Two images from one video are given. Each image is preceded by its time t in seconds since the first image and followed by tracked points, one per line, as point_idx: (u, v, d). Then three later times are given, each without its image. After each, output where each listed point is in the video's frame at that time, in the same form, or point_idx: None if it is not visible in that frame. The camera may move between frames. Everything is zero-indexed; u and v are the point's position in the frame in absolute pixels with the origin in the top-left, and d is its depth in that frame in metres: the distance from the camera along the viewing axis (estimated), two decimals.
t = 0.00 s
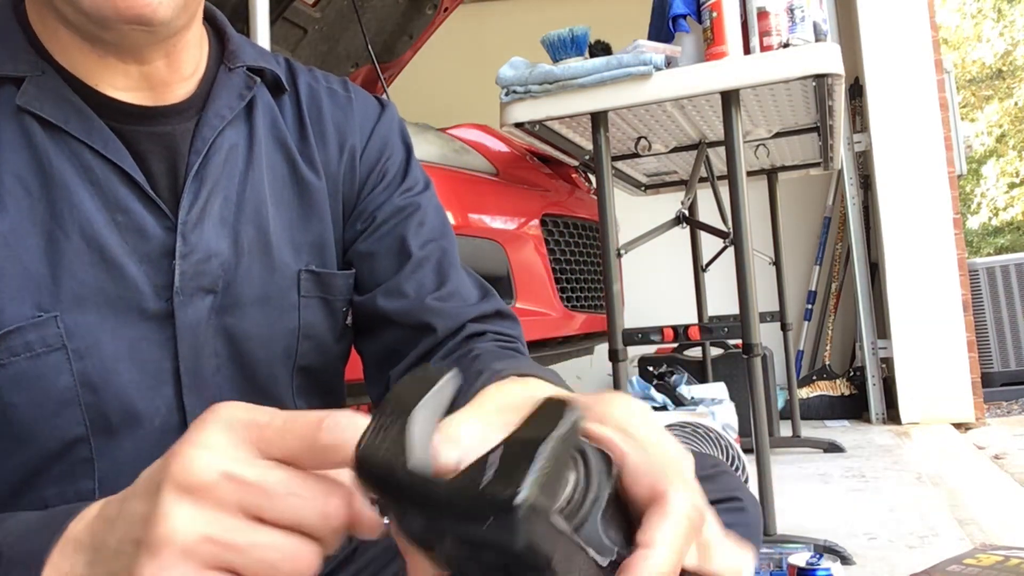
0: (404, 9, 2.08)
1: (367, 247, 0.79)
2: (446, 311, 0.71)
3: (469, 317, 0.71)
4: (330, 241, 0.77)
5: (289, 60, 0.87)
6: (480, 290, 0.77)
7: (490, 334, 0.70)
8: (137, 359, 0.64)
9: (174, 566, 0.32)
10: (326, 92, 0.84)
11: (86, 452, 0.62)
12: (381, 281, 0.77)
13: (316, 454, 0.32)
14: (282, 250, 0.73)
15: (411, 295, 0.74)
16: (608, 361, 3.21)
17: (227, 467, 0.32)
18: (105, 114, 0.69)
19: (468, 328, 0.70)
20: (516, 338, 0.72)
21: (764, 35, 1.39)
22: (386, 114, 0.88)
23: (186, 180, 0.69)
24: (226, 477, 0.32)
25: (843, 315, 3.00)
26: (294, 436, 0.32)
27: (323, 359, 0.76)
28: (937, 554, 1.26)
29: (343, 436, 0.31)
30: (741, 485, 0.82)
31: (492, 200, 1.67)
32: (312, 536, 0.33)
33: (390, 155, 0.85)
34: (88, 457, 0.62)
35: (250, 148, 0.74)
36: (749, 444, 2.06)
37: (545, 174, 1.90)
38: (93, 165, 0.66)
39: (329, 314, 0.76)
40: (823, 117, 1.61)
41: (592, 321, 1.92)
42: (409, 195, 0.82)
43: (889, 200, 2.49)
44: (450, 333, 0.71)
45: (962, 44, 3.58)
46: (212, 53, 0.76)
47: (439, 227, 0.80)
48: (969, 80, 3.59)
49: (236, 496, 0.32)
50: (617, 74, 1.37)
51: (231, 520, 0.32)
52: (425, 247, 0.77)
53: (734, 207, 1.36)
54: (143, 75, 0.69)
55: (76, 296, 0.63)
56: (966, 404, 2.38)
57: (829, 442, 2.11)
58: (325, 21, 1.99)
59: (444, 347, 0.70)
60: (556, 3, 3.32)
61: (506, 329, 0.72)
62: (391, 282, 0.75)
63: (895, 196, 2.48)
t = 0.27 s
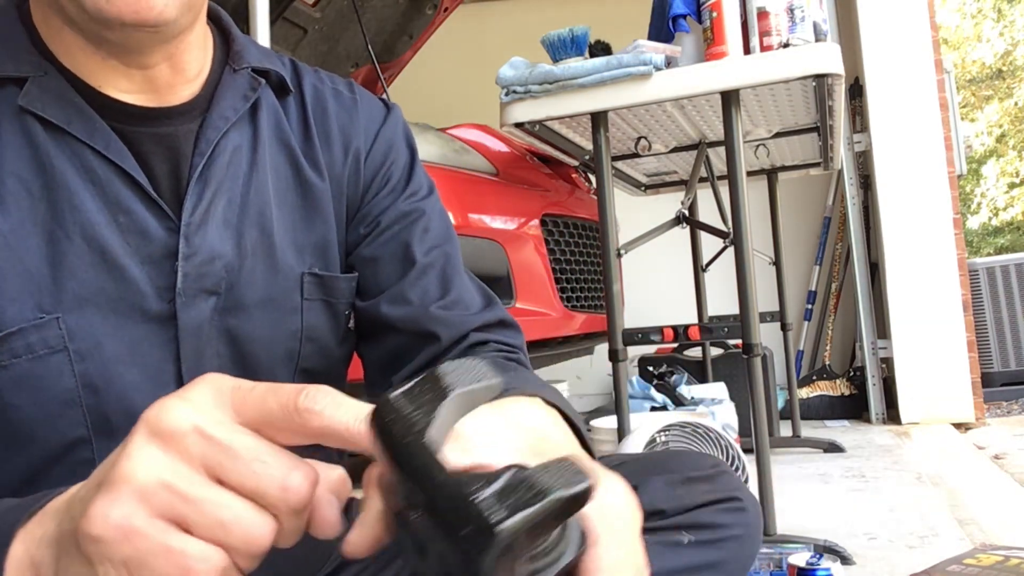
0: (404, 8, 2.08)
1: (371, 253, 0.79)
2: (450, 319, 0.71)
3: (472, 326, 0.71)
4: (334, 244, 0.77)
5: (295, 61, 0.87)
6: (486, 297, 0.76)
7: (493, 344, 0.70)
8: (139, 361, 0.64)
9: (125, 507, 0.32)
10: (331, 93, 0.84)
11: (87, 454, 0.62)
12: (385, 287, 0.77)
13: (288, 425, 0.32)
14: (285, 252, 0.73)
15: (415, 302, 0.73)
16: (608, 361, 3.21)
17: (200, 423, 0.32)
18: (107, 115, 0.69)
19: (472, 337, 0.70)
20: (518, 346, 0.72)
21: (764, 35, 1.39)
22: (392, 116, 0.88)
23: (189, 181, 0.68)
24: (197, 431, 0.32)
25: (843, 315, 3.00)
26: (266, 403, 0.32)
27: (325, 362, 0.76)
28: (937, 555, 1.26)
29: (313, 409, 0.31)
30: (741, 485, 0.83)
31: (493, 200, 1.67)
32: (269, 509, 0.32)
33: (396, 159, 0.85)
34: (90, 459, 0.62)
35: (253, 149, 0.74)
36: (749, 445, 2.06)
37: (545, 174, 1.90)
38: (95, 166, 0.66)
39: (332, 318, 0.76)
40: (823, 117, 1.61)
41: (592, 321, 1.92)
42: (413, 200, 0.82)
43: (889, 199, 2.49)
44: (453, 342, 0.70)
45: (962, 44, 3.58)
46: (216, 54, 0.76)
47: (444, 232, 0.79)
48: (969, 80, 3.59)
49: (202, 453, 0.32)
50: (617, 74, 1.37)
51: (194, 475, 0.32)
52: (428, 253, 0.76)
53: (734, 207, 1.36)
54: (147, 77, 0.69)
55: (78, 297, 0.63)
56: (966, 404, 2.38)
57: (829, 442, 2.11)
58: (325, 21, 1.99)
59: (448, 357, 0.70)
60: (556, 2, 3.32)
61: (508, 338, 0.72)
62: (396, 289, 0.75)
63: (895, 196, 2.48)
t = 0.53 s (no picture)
0: (405, 8, 2.08)
1: (372, 254, 0.78)
2: (446, 322, 0.71)
3: (469, 325, 0.70)
4: (334, 245, 0.77)
5: (298, 61, 0.87)
6: (486, 298, 0.75)
7: (489, 343, 0.68)
8: (136, 362, 0.64)
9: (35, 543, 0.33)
10: (333, 94, 0.84)
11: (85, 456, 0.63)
12: (386, 288, 0.76)
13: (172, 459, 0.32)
14: (285, 253, 0.73)
15: (414, 305, 0.73)
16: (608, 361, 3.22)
17: (84, 461, 0.33)
18: (105, 115, 0.68)
19: (468, 337, 0.69)
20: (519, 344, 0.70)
21: (764, 35, 1.39)
22: (394, 117, 0.88)
23: (188, 182, 0.68)
24: (83, 471, 0.33)
25: (843, 315, 3.00)
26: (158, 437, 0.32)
27: (325, 364, 0.75)
28: (936, 554, 1.26)
29: (205, 450, 0.30)
30: (741, 485, 0.82)
31: (493, 200, 1.67)
32: (171, 540, 0.33)
33: (398, 159, 0.85)
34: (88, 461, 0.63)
35: (253, 149, 0.74)
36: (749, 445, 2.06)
37: (545, 174, 1.90)
38: (93, 167, 0.66)
39: (332, 320, 0.76)
40: (823, 117, 1.61)
41: (592, 321, 1.92)
42: (415, 200, 0.81)
43: (889, 199, 2.49)
44: (451, 344, 0.69)
45: (962, 44, 3.58)
46: (217, 54, 0.76)
47: (445, 233, 0.79)
48: (969, 80, 3.58)
49: (91, 491, 0.33)
50: (617, 74, 1.37)
51: (83, 514, 0.33)
52: (427, 253, 0.76)
53: (734, 207, 1.36)
54: (144, 76, 0.67)
55: (75, 299, 0.63)
56: (965, 404, 2.39)
57: (829, 442, 2.11)
58: (325, 21, 1.99)
59: (443, 359, 0.69)
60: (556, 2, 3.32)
61: (508, 335, 0.71)
62: (396, 292, 0.74)
63: (895, 196, 2.48)
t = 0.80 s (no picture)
0: (404, 9, 2.08)
1: (366, 255, 0.78)
2: (439, 324, 0.71)
3: (455, 331, 0.71)
4: (328, 244, 0.77)
5: (294, 60, 0.87)
6: (478, 299, 0.76)
7: (471, 353, 0.69)
8: (130, 363, 0.64)
9: None
10: (330, 93, 0.84)
11: (78, 457, 0.63)
12: (379, 289, 0.77)
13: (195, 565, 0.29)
14: (279, 253, 0.73)
15: (406, 307, 0.73)
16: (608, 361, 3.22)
17: (110, 559, 0.30)
18: (98, 114, 0.68)
19: (452, 345, 0.70)
20: (502, 349, 0.71)
21: (764, 35, 1.39)
22: (391, 116, 0.87)
23: (181, 182, 0.69)
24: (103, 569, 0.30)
25: (843, 315, 3.00)
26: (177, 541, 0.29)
27: (319, 364, 0.76)
28: (936, 554, 1.26)
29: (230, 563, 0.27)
30: (741, 485, 0.82)
31: (492, 200, 1.67)
32: None
33: (394, 158, 0.84)
34: (81, 462, 0.63)
35: (247, 148, 0.74)
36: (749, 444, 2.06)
37: (545, 174, 1.90)
38: (85, 167, 0.66)
39: (326, 320, 0.76)
40: (823, 117, 1.61)
41: (592, 321, 1.92)
42: (409, 198, 0.81)
43: (889, 199, 2.49)
44: (436, 352, 0.70)
45: (962, 44, 3.58)
46: (213, 52, 0.76)
47: (439, 234, 0.79)
48: (969, 80, 3.58)
49: None
50: (617, 74, 1.37)
51: None
52: (419, 255, 0.76)
53: (734, 207, 1.36)
54: (137, 76, 0.67)
55: (68, 300, 0.64)
56: (965, 404, 2.39)
57: (829, 442, 2.11)
58: (325, 21, 2.00)
59: (431, 365, 0.70)
60: (556, 2, 3.32)
61: (493, 341, 0.72)
62: (388, 294, 0.75)
63: (895, 196, 2.48)
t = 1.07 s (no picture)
0: (405, 9, 2.08)
1: (366, 258, 0.78)
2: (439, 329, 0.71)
3: (452, 340, 0.71)
4: (330, 247, 0.77)
5: (296, 61, 0.87)
6: (476, 306, 0.76)
7: (467, 363, 0.69)
8: (130, 365, 0.64)
9: None
10: (332, 95, 0.83)
11: (79, 458, 0.63)
12: (379, 293, 0.77)
13: None
14: (280, 256, 0.73)
15: (405, 312, 0.73)
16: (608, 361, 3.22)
17: None
18: (99, 114, 0.68)
19: (449, 354, 0.70)
20: (498, 357, 0.72)
21: (764, 35, 1.39)
22: (393, 119, 0.87)
23: (183, 183, 0.69)
24: None
25: (843, 315, 3.00)
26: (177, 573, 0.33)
27: (319, 366, 0.76)
28: (937, 554, 1.26)
29: None
30: (741, 485, 0.82)
31: (492, 200, 1.67)
32: None
33: (396, 162, 0.84)
34: (81, 463, 0.63)
35: (249, 150, 0.74)
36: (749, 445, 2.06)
37: (545, 174, 1.90)
38: (86, 168, 0.66)
39: (326, 323, 0.76)
40: (823, 117, 1.61)
41: (592, 321, 1.92)
42: (410, 202, 0.81)
43: (889, 199, 2.49)
44: (433, 362, 0.71)
45: (962, 44, 3.58)
46: (215, 54, 0.76)
47: (439, 240, 0.79)
48: (969, 80, 3.58)
49: None
50: (617, 74, 1.37)
51: None
52: (419, 261, 0.76)
53: (735, 207, 1.36)
54: (139, 76, 0.67)
55: (69, 300, 0.63)
56: (965, 404, 2.39)
57: (829, 442, 2.11)
58: (325, 21, 2.00)
59: (428, 374, 0.70)
60: (556, 2, 3.32)
61: (490, 349, 0.72)
62: (387, 299, 0.75)
63: (895, 196, 2.48)
